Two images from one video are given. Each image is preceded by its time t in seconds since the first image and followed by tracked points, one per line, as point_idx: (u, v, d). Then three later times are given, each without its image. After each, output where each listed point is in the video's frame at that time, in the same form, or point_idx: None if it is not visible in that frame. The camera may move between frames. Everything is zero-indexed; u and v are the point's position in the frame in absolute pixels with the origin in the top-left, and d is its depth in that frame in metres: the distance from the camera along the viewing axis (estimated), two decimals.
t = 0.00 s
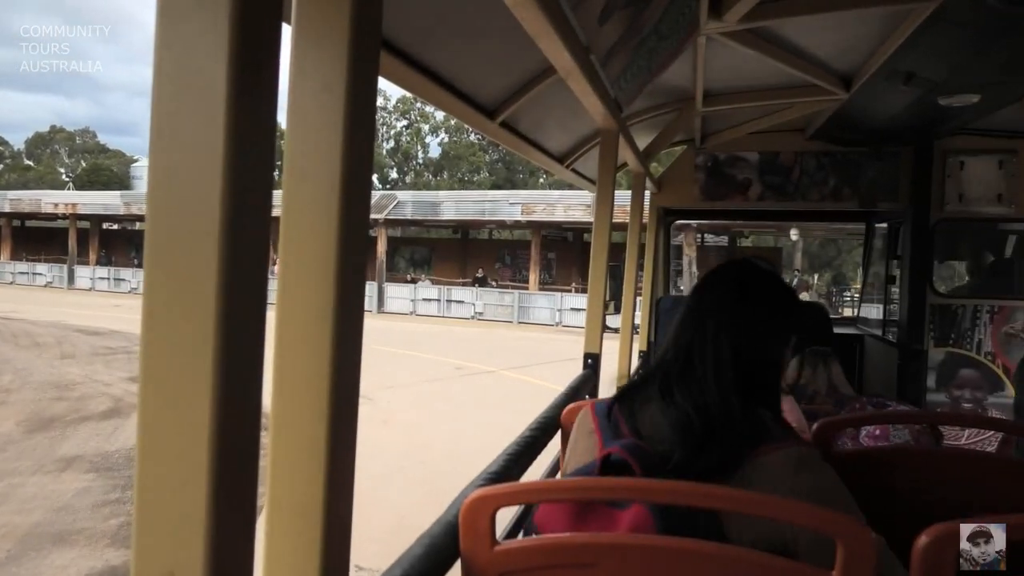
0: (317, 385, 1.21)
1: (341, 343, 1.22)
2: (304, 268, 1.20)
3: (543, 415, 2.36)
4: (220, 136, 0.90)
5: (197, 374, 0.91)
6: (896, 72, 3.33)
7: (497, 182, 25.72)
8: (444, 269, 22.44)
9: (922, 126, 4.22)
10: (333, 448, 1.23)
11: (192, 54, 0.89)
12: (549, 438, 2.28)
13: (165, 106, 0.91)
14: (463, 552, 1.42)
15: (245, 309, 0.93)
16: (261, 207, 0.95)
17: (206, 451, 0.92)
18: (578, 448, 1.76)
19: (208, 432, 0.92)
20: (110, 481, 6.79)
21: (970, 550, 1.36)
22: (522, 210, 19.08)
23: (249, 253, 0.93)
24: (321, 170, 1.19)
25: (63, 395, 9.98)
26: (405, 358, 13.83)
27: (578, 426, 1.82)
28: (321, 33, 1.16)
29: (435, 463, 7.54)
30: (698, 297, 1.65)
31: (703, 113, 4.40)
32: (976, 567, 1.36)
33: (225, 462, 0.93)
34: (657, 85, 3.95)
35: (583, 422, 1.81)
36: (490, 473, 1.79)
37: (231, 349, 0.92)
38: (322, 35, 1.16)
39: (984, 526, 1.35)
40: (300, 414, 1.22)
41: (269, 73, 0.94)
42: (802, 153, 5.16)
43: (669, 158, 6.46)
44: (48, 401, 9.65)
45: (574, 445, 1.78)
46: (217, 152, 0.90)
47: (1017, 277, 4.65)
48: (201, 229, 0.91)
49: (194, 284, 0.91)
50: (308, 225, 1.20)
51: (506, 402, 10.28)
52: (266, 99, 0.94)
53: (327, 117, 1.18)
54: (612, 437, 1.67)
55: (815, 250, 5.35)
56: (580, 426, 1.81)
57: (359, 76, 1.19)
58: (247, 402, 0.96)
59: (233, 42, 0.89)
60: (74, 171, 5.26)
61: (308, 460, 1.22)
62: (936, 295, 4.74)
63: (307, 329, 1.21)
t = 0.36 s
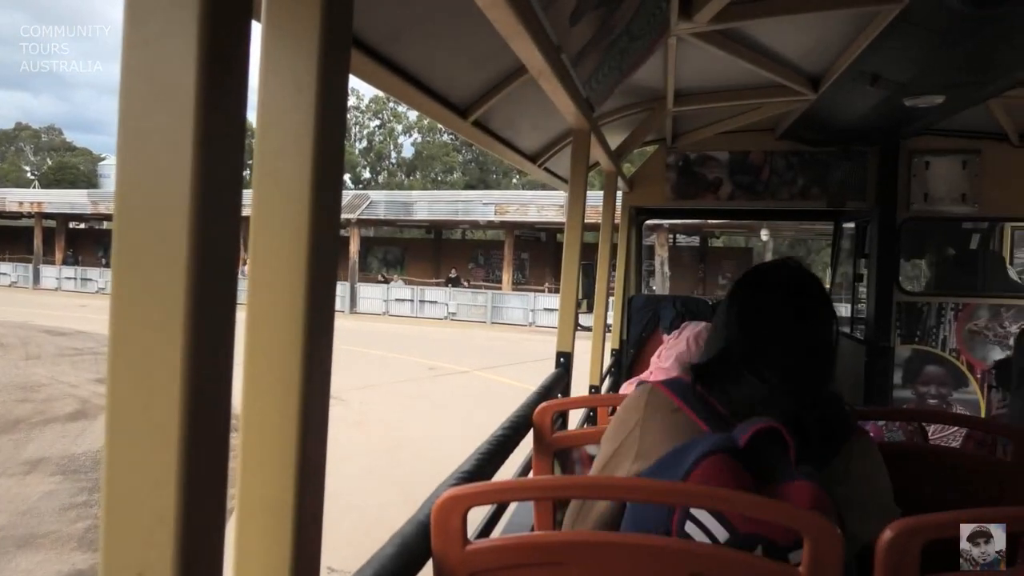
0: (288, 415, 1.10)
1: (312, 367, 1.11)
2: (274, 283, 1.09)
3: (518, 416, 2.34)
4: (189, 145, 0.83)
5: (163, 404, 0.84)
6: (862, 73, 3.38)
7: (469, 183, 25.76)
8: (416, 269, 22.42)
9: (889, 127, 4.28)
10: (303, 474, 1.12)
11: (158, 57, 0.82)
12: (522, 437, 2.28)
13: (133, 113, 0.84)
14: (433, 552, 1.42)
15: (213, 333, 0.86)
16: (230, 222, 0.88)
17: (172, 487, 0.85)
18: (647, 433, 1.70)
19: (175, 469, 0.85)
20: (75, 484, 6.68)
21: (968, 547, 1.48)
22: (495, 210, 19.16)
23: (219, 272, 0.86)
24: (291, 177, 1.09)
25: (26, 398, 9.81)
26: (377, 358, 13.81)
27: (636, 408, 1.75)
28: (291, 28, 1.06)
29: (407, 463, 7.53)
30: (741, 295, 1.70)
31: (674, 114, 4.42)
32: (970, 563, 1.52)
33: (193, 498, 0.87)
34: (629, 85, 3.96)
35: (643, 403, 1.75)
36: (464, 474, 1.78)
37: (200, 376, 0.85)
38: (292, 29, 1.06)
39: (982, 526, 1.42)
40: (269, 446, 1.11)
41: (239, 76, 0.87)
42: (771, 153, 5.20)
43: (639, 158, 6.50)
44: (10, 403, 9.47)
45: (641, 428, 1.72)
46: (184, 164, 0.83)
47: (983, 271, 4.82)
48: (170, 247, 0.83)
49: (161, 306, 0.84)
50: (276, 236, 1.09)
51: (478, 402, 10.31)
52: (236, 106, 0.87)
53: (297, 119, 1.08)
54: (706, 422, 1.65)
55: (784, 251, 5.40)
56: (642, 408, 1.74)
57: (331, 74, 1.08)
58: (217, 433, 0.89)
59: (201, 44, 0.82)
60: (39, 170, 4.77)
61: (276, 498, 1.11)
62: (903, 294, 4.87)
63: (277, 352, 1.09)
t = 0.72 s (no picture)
0: (265, 430, 1.08)
1: (291, 379, 1.08)
2: (248, 292, 1.06)
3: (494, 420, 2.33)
4: (171, 154, 0.81)
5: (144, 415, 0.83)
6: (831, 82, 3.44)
7: (444, 186, 25.71)
8: (390, 273, 22.33)
9: (856, 135, 4.39)
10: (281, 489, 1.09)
11: (139, 66, 0.81)
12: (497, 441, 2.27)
13: (114, 122, 0.82)
14: (409, 558, 1.42)
15: (192, 345, 0.84)
16: (211, 232, 0.86)
17: (153, 499, 0.84)
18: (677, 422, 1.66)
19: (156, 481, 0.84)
20: (42, 490, 6.57)
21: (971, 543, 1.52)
22: (470, 214, 19.14)
23: (201, 282, 0.84)
24: (269, 186, 1.05)
25: None
26: (351, 363, 13.74)
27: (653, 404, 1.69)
28: (271, 30, 1.03)
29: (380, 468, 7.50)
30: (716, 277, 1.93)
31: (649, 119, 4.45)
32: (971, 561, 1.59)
33: (171, 511, 0.85)
34: (604, 91, 3.99)
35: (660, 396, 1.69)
36: (440, 479, 1.77)
37: (179, 389, 0.84)
38: (272, 32, 1.03)
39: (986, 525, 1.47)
40: (246, 457, 1.08)
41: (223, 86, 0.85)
42: (743, 158, 5.26)
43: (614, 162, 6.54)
44: None
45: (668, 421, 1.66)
46: (166, 174, 0.81)
47: (948, 272, 4.94)
48: (152, 255, 0.82)
49: (140, 316, 0.82)
50: (255, 245, 1.06)
51: (453, 406, 10.28)
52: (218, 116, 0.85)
53: (276, 126, 1.04)
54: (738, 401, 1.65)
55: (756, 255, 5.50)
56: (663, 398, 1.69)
57: (313, 81, 1.06)
58: (196, 448, 0.87)
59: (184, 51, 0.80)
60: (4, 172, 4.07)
61: (250, 512, 1.08)
62: (872, 298, 4.99)
63: (256, 364, 1.06)
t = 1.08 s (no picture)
0: (240, 432, 1.07)
1: (264, 384, 1.07)
2: (223, 297, 1.05)
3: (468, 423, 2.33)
4: (145, 159, 0.80)
5: (118, 422, 0.82)
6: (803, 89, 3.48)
7: (419, 191, 25.63)
8: (365, 277, 22.21)
9: (826, 142, 4.46)
10: (255, 490, 1.09)
11: (113, 71, 0.80)
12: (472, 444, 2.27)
13: (88, 128, 0.82)
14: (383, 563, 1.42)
15: (166, 350, 0.84)
16: (186, 237, 0.85)
17: (126, 507, 0.83)
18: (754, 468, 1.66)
19: (129, 489, 0.83)
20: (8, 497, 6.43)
21: (972, 550, 1.52)
22: (445, 218, 19.10)
23: (177, 287, 0.84)
24: (243, 192, 1.05)
25: None
26: (326, 367, 13.65)
27: (725, 451, 1.67)
28: (243, 35, 1.02)
29: (354, 473, 7.45)
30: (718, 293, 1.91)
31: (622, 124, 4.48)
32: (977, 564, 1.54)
33: (145, 520, 0.84)
34: (579, 96, 4.01)
35: (731, 441, 1.67)
36: (415, 483, 1.77)
37: (152, 394, 0.83)
38: (244, 37, 1.02)
39: (983, 527, 1.48)
40: (221, 461, 1.07)
41: (199, 91, 0.85)
42: (715, 164, 5.31)
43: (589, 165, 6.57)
44: None
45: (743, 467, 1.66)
46: (141, 179, 0.81)
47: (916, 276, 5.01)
48: (125, 257, 0.81)
49: (114, 321, 0.81)
50: (228, 248, 1.05)
51: (427, 411, 10.24)
52: (193, 121, 0.85)
53: (250, 131, 1.04)
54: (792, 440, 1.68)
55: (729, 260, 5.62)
56: (733, 443, 1.67)
57: (287, 84, 1.05)
58: (171, 455, 0.86)
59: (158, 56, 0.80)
60: None
61: (224, 519, 1.07)
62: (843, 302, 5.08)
63: (230, 369, 1.06)
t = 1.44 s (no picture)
0: (211, 433, 1.05)
1: (236, 388, 1.06)
2: (193, 299, 1.03)
3: (444, 426, 2.32)
4: (113, 159, 0.79)
5: (86, 424, 0.80)
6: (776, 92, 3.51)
7: (396, 192, 25.53)
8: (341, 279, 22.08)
9: (799, 146, 4.51)
10: (227, 492, 1.07)
11: (81, 69, 0.79)
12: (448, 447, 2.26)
13: (55, 126, 0.80)
14: (356, 567, 1.42)
15: (134, 354, 0.82)
16: (155, 236, 0.84)
17: (93, 511, 0.81)
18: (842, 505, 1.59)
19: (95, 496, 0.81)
20: None
21: (970, 550, 1.46)
22: (422, 220, 19.04)
23: (147, 290, 0.82)
24: (215, 191, 1.03)
25: None
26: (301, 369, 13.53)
27: (815, 485, 1.59)
28: (214, 31, 1.00)
29: (329, 476, 7.39)
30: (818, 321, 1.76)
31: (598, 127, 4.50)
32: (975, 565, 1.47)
33: (112, 525, 0.82)
34: (556, 98, 4.01)
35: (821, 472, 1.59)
36: (390, 486, 1.76)
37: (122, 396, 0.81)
38: (215, 33, 1.01)
39: (984, 527, 1.45)
40: (193, 463, 1.05)
41: (169, 90, 0.84)
42: (691, 167, 5.35)
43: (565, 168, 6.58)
44: None
45: (833, 502, 1.59)
46: (107, 180, 0.79)
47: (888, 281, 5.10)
48: (93, 256, 0.79)
49: (81, 321, 0.79)
50: (201, 247, 1.03)
51: (403, 413, 10.19)
52: (161, 119, 0.83)
53: (220, 133, 1.02)
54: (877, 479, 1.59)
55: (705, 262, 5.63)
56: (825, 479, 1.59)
57: (259, 82, 1.04)
58: (138, 461, 0.84)
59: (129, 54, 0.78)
60: None
61: (195, 522, 1.06)
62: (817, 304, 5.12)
63: (201, 371, 1.04)
